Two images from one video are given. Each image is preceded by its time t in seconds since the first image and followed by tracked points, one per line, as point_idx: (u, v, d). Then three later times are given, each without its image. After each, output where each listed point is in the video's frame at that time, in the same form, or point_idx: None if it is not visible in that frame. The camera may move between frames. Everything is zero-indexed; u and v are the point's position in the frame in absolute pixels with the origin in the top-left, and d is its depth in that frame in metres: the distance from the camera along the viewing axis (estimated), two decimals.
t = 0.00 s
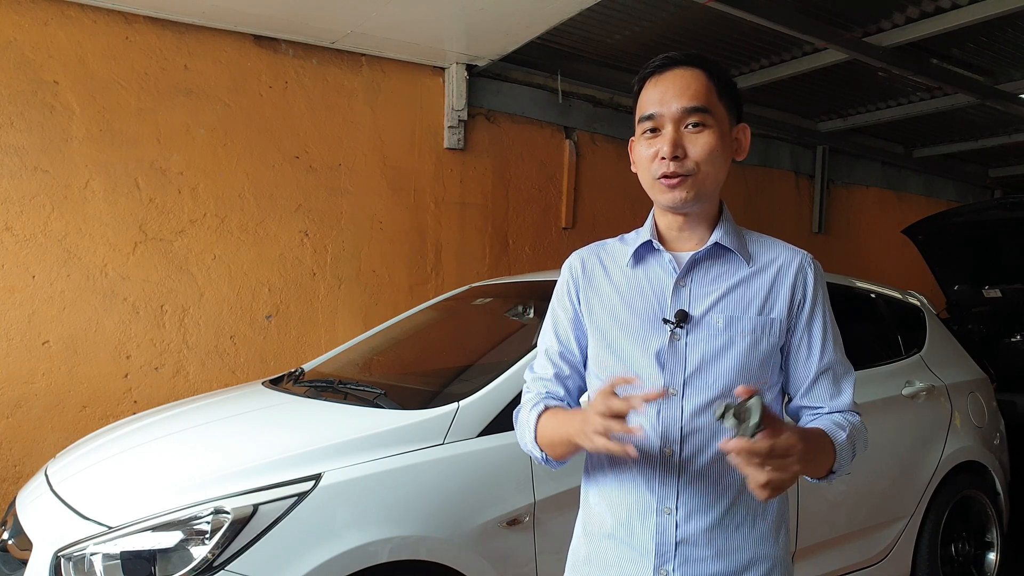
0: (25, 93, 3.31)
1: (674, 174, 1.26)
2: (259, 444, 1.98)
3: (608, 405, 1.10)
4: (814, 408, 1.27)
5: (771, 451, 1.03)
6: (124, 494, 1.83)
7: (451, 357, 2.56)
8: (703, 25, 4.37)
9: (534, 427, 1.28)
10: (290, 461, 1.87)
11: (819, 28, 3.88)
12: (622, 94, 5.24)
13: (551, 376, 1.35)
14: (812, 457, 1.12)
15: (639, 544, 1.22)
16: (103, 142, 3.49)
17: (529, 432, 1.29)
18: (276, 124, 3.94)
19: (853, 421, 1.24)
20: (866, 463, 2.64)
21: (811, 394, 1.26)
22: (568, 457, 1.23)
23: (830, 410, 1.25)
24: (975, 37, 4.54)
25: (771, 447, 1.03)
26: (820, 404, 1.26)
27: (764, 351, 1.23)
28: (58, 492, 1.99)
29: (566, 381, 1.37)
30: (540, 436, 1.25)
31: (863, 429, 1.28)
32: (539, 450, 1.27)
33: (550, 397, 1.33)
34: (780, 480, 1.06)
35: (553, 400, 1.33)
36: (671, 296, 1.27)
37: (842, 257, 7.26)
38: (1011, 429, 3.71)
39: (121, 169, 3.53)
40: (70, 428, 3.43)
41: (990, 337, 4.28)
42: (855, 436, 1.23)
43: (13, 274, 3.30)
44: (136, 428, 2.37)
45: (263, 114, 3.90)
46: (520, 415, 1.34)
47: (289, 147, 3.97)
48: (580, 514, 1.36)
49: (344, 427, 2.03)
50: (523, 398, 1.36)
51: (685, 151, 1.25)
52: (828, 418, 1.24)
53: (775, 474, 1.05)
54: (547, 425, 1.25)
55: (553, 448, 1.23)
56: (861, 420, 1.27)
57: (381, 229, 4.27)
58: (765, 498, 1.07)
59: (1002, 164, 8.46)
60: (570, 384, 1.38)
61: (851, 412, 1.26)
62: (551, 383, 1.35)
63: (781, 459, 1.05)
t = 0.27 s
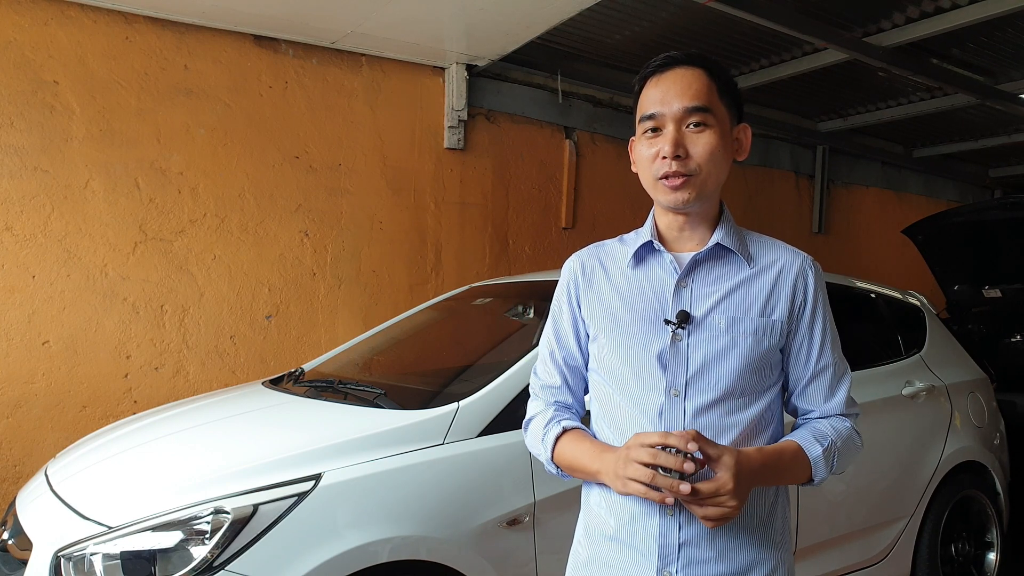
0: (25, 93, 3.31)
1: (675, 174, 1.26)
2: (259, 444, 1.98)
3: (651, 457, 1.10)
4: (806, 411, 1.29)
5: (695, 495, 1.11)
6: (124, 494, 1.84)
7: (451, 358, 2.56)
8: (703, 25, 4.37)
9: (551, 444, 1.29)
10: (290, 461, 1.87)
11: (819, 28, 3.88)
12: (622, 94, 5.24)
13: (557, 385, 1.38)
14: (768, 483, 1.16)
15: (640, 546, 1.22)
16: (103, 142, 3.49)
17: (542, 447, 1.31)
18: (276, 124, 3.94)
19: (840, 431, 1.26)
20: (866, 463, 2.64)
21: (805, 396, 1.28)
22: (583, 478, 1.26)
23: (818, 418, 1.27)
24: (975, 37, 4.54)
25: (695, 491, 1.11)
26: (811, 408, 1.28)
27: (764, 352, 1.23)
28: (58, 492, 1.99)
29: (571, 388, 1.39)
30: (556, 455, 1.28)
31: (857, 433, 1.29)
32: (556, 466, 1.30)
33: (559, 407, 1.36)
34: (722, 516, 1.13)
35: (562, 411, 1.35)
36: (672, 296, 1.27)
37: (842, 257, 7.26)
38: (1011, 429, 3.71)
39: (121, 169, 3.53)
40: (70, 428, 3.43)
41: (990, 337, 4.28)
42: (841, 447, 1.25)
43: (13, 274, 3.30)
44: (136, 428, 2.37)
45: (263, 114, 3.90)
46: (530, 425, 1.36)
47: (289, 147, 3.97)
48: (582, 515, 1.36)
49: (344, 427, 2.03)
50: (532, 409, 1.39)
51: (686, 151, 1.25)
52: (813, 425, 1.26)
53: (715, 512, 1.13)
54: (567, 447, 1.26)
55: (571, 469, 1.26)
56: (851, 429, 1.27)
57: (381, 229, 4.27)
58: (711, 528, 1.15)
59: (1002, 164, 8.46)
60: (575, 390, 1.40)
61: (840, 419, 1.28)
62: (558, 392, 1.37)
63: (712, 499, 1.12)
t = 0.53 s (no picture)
0: (25, 93, 3.31)
1: (673, 176, 1.26)
2: (259, 444, 1.98)
3: (646, 463, 1.10)
4: (810, 411, 1.29)
5: (686, 499, 1.11)
6: (124, 494, 1.83)
7: (451, 358, 2.56)
8: (703, 25, 4.37)
9: (548, 444, 1.29)
10: (290, 461, 1.87)
11: (819, 28, 3.88)
12: (622, 94, 5.24)
13: (556, 384, 1.38)
14: (765, 485, 1.16)
15: (638, 545, 1.22)
16: (103, 142, 3.49)
17: (541, 447, 1.31)
18: (276, 124, 3.94)
19: (843, 430, 1.25)
20: (865, 463, 2.64)
21: (807, 395, 1.28)
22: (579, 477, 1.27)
23: (819, 418, 1.28)
24: (975, 37, 4.54)
25: (685, 496, 1.11)
26: (814, 408, 1.28)
27: (764, 352, 1.23)
28: (58, 492, 1.99)
29: (570, 388, 1.39)
30: (553, 454, 1.28)
31: (861, 433, 1.29)
32: (552, 463, 1.30)
33: (558, 407, 1.36)
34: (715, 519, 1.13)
35: (561, 410, 1.36)
36: (671, 297, 1.27)
37: (842, 257, 7.26)
38: (1011, 429, 3.71)
39: (121, 169, 3.53)
40: (70, 428, 3.43)
41: (990, 337, 4.28)
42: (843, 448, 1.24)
43: (13, 274, 3.30)
44: (136, 428, 2.37)
45: (263, 114, 3.90)
46: (528, 424, 1.36)
47: (289, 147, 3.97)
48: (582, 515, 1.36)
49: (344, 427, 2.03)
50: (531, 407, 1.39)
51: (685, 153, 1.25)
52: (816, 426, 1.26)
53: (707, 516, 1.13)
54: (564, 447, 1.27)
55: (568, 468, 1.26)
56: (856, 428, 1.27)
57: (381, 229, 4.27)
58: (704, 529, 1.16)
59: (1002, 164, 8.46)
60: (575, 390, 1.41)
61: (843, 418, 1.27)
62: (558, 392, 1.38)
63: (703, 504, 1.12)
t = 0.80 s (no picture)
0: (25, 93, 3.31)
1: (671, 177, 1.26)
2: (259, 444, 1.98)
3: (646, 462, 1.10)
4: (808, 411, 1.29)
5: (686, 499, 1.11)
6: (124, 494, 1.84)
7: (451, 358, 2.56)
8: (703, 25, 4.37)
9: (549, 444, 1.30)
10: (290, 461, 1.87)
11: (819, 28, 3.88)
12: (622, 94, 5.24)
13: (557, 384, 1.38)
14: (765, 484, 1.16)
15: (637, 544, 1.22)
16: (103, 142, 3.49)
17: (542, 445, 1.31)
18: (276, 124, 3.94)
19: (842, 432, 1.25)
20: (865, 463, 2.64)
21: (806, 395, 1.29)
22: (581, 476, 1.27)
23: (818, 418, 1.28)
24: (975, 37, 4.54)
25: (686, 496, 1.11)
26: (813, 408, 1.28)
27: (763, 352, 1.23)
28: (58, 492, 1.99)
29: (571, 387, 1.40)
30: (554, 453, 1.28)
31: (860, 433, 1.29)
32: (555, 463, 1.30)
33: (558, 407, 1.36)
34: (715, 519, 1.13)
35: (562, 410, 1.36)
36: (671, 297, 1.27)
37: (842, 257, 7.26)
38: (1011, 429, 3.71)
39: (121, 169, 3.53)
40: (70, 428, 3.43)
41: (990, 337, 4.28)
42: (842, 448, 1.25)
43: (13, 274, 3.30)
44: (136, 428, 2.37)
45: (263, 114, 3.90)
46: (530, 423, 1.37)
47: (289, 147, 3.97)
48: (582, 514, 1.36)
49: (344, 426, 2.03)
50: (533, 407, 1.39)
51: (684, 154, 1.25)
52: (815, 426, 1.26)
53: (708, 516, 1.13)
54: (566, 446, 1.27)
55: (569, 467, 1.26)
56: (855, 429, 1.27)
57: (381, 229, 4.27)
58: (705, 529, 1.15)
59: (1002, 164, 8.46)
60: (576, 390, 1.41)
61: (842, 418, 1.27)
62: (559, 391, 1.38)
63: (704, 504, 1.12)
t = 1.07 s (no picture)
0: (25, 93, 3.31)
1: (665, 181, 1.26)
2: (259, 444, 1.98)
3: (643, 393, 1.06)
4: (810, 412, 1.29)
5: (700, 508, 1.09)
6: (124, 494, 1.83)
7: (451, 358, 2.56)
8: (704, 25, 4.37)
9: (541, 422, 1.27)
10: (290, 461, 1.87)
11: (819, 28, 3.88)
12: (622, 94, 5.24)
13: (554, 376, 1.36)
14: (772, 489, 1.16)
15: (638, 544, 1.22)
16: (103, 142, 3.49)
17: (535, 426, 1.28)
18: (276, 124, 3.94)
19: (844, 431, 1.25)
20: (865, 463, 2.64)
21: (807, 396, 1.29)
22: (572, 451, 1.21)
23: (819, 418, 1.28)
24: (975, 37, 4.54)
25: (700, 505, 1.09)
26: (814, 408, 1.28)
27: (763, 352, 1.23)
28: (58, 492, 1.99)
29: (567, 381, 1.37)
30: (546, 428, 1.24)
31: (861, 433, 1.29)
32: (545, 442, 1.25)
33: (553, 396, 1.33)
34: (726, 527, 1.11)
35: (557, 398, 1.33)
36: (670, 297, 1.27)
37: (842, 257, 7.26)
38: (1010, 429, 3.71)
39: (121, 169, 3.53)
40: (70, 428, 3.43)
41: (990, 337, 4.28)
42: (843, 448, 1.24)
43: (13, 274, 3.30)
44: (136, 428, 2.37)
45: (263, 114, 3.90)
46: (522, 413, 1.33)
47: (289, 147, 3.97)
48: (582, 513, 1.36)
49: (344, 426, 2.03)
50: (525, 399, 1.36)
51: (678, 157, 1.25)
52: (816, 426, 1.26)
53: (721, 526, 1.11)
54: (556, 418, 1.23)
55: (560, 438, 1.21)
56: (856, 429, 1.27)
57: (381, 229, 4.27)
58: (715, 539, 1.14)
59: (1002, 164, 8.46)
60: (571, 385, 1.38)
61: (843, 418, 1.27)
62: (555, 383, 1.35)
63: (717, 512, 1.10)
